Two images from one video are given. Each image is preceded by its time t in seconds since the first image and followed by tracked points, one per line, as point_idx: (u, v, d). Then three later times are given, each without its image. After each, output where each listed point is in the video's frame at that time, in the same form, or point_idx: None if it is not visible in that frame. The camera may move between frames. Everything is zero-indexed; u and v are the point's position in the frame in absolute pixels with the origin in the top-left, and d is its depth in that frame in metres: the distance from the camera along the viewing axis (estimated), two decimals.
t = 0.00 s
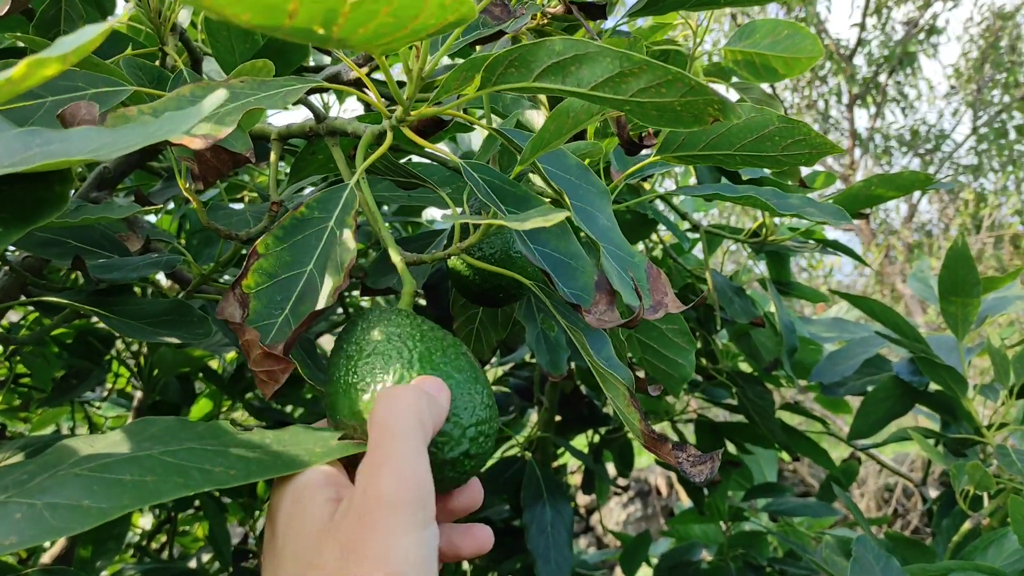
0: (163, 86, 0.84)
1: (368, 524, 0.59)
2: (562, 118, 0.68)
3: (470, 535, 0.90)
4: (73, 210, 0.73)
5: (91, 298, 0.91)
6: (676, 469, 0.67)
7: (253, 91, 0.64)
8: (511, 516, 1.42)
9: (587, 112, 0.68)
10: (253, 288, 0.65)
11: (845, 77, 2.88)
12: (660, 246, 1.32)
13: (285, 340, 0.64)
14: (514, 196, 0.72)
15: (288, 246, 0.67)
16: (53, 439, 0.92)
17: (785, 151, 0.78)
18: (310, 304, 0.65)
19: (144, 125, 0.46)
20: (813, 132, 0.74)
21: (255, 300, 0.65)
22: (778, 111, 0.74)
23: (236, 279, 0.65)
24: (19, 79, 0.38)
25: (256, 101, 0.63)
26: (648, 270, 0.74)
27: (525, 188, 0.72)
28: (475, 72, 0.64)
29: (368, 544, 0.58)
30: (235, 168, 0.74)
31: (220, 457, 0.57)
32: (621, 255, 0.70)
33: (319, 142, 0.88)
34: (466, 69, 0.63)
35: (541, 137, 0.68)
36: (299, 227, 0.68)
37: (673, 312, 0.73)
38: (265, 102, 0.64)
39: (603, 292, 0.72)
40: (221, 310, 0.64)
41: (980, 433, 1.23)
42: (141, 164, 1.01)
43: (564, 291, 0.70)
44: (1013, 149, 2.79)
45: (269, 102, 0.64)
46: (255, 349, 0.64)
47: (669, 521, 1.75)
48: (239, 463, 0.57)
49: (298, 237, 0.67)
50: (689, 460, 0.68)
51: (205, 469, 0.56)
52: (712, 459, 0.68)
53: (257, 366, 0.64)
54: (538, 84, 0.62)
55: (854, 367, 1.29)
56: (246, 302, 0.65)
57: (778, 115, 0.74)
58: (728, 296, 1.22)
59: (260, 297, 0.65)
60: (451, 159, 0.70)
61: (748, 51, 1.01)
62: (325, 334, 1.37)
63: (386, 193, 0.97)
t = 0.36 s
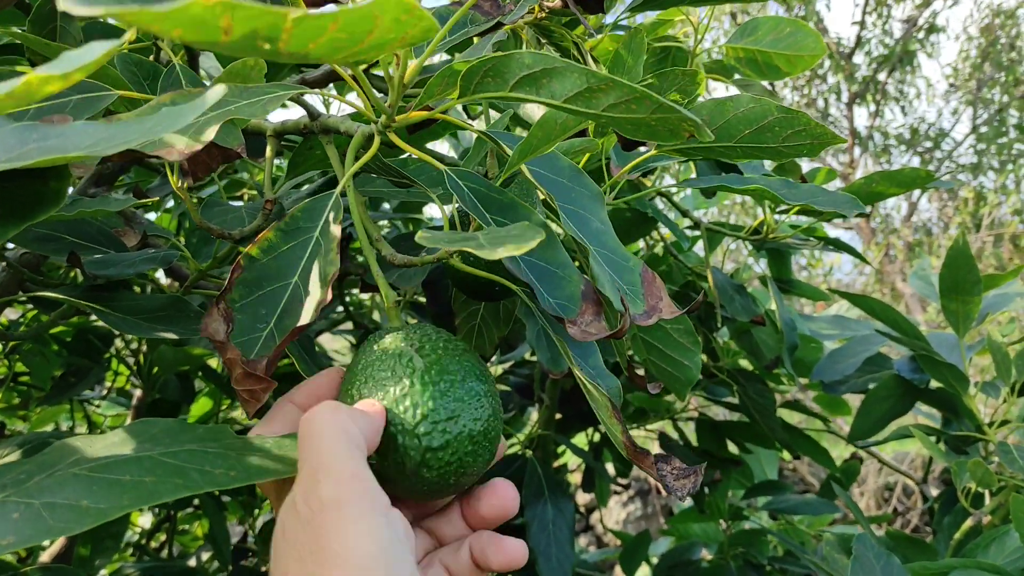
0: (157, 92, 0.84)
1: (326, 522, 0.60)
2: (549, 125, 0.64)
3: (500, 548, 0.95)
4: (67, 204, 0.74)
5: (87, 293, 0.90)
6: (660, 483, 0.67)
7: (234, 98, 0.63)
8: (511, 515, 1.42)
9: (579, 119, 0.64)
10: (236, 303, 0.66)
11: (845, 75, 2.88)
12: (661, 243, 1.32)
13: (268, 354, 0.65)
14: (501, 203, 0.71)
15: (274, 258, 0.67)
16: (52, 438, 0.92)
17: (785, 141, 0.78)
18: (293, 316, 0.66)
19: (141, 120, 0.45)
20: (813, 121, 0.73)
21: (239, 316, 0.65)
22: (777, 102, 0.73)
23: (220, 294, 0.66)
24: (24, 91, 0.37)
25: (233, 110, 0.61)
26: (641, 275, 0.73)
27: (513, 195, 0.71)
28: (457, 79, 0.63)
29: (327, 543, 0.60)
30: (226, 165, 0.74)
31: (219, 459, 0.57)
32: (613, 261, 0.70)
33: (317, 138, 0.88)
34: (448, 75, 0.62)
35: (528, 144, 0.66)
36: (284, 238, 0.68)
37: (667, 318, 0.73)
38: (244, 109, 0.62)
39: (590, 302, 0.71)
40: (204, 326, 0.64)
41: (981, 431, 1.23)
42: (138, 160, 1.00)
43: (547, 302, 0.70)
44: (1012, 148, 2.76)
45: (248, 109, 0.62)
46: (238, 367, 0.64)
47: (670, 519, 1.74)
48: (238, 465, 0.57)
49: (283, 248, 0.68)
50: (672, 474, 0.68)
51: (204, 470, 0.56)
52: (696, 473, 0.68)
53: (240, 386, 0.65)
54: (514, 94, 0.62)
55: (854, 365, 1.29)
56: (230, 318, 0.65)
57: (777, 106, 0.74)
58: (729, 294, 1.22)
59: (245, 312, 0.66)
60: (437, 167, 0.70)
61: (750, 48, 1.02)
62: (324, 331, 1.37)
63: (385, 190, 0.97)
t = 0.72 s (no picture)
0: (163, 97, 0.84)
1: (335, 516, 0.64)
2: (560, 137, 0.63)
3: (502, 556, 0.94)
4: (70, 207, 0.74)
5: (89, 296, 0.90)
6: (670, 490, 0.66)
7: (250, 105, 0.67)
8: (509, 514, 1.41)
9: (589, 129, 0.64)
10: (248, 308, 0.65)
11: (845, 74, 2.88)
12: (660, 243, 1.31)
13: (280, 360, 0.65)
14: (510, 212, 0.71)
15: (284, 265, 0.68)
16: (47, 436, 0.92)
17: (786, 159, 0.77)
18: (306, 321, 0.65)
19: (139, 111, 0.45)
20: (816, 141, 0.73)
21: (251, 321, 0.65)
22: (782, 120, 0.72)
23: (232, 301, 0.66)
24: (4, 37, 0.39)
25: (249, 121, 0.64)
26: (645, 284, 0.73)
27: (521, 205, 0.71)
28: (471, 90, 0.64)
29: (333, 537, 0.64)
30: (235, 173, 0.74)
31: (209, 448, 0.56)
32: (619, 269, 0.70)
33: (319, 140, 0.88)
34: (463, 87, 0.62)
35: (540, 152, 0.65)
36: (296, 244, 0.68)
37: (669, 327, 0.74)
38: (260, 116, 0.66)
39: (598, 312, 0.71)
40: (217, 333, 0.65)
41: (980, 430, 1.22)
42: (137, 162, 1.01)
43: (559, 311, 0.69)
44: (1012, 147, 2.77)
45: (264, 116, 0.66)
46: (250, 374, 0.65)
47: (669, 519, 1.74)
48: (229, 456, 0.56)
49: (294, 255, 0.68)
50: (681, 480, 0.67)
51: (192, 459, 0.55)
52: (705, 480, 0.68)
53: (253, 394, 0.67)
54: (532, 106, 0.61)
55: (854, 365, 1.29)
56: (242, 324, 0.65)
57: (781, 124, 0.72)
58: (728, 293, 1.22)
59: (256, 317, 0.65)
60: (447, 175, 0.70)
61: (748, 47, 1.01)
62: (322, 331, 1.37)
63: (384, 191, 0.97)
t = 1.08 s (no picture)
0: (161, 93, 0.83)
1: (321, 530, 0.61)
2: (560, 137, 0.62)
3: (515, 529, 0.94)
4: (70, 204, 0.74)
5: (88, 293, 0.90)
6: (674, 490, 0.66)
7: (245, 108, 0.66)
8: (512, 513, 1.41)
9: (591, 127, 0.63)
10: (248, 314, 0.66)
11: (847, 73, 2.87)
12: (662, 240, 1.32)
13: (281, 366, 0.65)
14: (511, 211, 0.70)
15: (284, 270, 0.68)
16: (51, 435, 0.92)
17: (788, 150, 0.76)
18: (305, 325, 0.66)
19: (140, 112, 0.46)
20: (817, 131, 0.72)
21: (251, 327, 0.66)
22: (781, 111, 0.72)
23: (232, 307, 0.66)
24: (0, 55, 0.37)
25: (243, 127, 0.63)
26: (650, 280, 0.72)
27: (522, 203, 0.70)
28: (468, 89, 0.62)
29: (325, 552, 0.61)
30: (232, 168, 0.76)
31: (224, 469, 0.59)
32: (623, 265, 0.70)
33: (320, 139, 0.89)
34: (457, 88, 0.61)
35: (537, 153, 0.64)
36: (296, 249, 0.68)
37: (676, 322, 0.73)
38: (254, 123, 0.63)
39: (603, 309, 0.71)
40: (217, 339, 0.65)
41: (982, 428, 1.22)
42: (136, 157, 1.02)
43: (561, 309, 0.69)
44: (1013, 145, 2.77)
45: (257, 123, 0.63)
46: (252, 381, 0.64)
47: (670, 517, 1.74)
48: (244, 475, 0.59)
49: (294, 260, 0.68)
50: (685, 480, 0.67)
51: (208, 480, 0.57)
52: (708, 480, 0.68)
53: (254, 400, 0.65)
54: (529, 106, 0.61)
55: (855, 362, 1.29)
56: (243, 329, 0.65)
57: (781, 114, 0.72)
58: (730, 291, 1.21)
59: (257, 323, 0.66)
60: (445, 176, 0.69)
61: (750, 45, 1.01)
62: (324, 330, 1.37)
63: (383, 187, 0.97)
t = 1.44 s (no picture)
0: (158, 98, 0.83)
1: (289, 540, 0.63)
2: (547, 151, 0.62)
3: (510, 549, 0.94)
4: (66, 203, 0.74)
5: (85, 293, 0.90)
6: (656, 513, 0.66)
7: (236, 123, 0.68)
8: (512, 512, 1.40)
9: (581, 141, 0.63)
10: (240, 326, 0.65)
11: (849, 71, 2.87)
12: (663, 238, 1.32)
13: (274, 379, 0.65)
14: (507, 223, 0.69)
15: (277, 280, 0.67)
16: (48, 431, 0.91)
17: (791, 147, 0.76)
18: (299, 338, 0.66)
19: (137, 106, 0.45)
20: (820, 130, 0.71)
21: (244, 339, 0.65)
22: (783, 109, 0.71)
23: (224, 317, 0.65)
24: None
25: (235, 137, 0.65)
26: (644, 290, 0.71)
27: (516, 215, 0.70)
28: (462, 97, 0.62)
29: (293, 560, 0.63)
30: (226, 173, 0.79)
31: (214, 465, 0.58)
32: (617, 277, 0.70)
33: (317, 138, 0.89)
34: (452, 94, 0.60)
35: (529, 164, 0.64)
36: (288, 259, 0.67)
37: (669, 336, 0.72)
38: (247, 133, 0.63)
39: (594, 322, 0.71)
40: (210, 352, 0.64)
41: (984, 426, 1.22)
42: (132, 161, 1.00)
43: (551, 323, 0.70)
44: (1016, 144, 2.77)
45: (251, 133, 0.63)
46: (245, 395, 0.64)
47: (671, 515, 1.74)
48: (234, 472, 0.58)
49: (287, 270, 0.67)
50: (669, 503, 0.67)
51: (199, 475, 0.56)
52: (692, 505, 0.68)
53: (245, 416, 0.67)
54: (519, 121, 0.61)
55: (857, 360, 1.29)
56: (235, 342, 0.65)
57: (783, 112, 0.72)
58: (731, 289, 1.21)
59: (250, 334, 0.65)
60: (440, 186, 0.69)
61: (751, 41, 1.01)
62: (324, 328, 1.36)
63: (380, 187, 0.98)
